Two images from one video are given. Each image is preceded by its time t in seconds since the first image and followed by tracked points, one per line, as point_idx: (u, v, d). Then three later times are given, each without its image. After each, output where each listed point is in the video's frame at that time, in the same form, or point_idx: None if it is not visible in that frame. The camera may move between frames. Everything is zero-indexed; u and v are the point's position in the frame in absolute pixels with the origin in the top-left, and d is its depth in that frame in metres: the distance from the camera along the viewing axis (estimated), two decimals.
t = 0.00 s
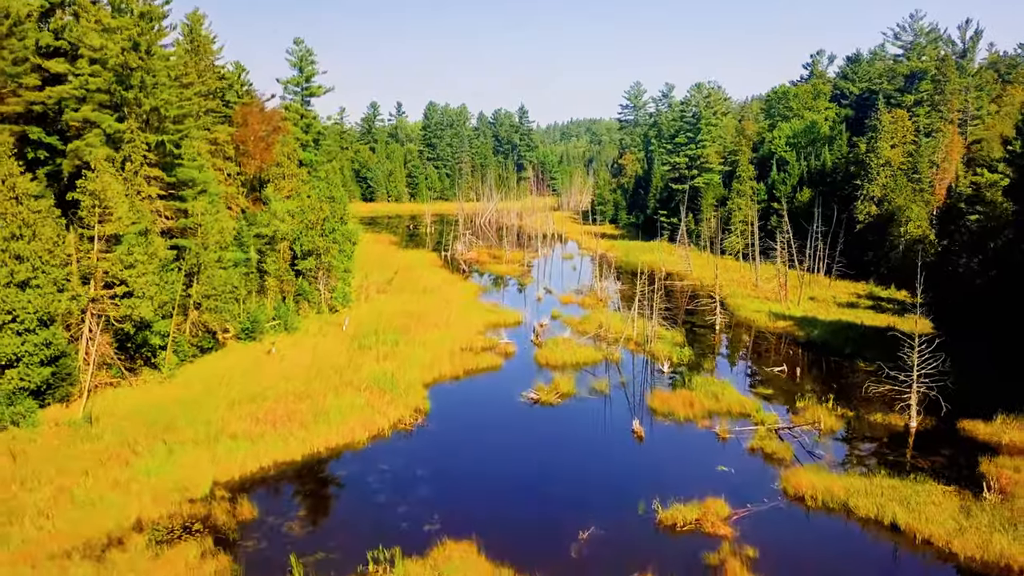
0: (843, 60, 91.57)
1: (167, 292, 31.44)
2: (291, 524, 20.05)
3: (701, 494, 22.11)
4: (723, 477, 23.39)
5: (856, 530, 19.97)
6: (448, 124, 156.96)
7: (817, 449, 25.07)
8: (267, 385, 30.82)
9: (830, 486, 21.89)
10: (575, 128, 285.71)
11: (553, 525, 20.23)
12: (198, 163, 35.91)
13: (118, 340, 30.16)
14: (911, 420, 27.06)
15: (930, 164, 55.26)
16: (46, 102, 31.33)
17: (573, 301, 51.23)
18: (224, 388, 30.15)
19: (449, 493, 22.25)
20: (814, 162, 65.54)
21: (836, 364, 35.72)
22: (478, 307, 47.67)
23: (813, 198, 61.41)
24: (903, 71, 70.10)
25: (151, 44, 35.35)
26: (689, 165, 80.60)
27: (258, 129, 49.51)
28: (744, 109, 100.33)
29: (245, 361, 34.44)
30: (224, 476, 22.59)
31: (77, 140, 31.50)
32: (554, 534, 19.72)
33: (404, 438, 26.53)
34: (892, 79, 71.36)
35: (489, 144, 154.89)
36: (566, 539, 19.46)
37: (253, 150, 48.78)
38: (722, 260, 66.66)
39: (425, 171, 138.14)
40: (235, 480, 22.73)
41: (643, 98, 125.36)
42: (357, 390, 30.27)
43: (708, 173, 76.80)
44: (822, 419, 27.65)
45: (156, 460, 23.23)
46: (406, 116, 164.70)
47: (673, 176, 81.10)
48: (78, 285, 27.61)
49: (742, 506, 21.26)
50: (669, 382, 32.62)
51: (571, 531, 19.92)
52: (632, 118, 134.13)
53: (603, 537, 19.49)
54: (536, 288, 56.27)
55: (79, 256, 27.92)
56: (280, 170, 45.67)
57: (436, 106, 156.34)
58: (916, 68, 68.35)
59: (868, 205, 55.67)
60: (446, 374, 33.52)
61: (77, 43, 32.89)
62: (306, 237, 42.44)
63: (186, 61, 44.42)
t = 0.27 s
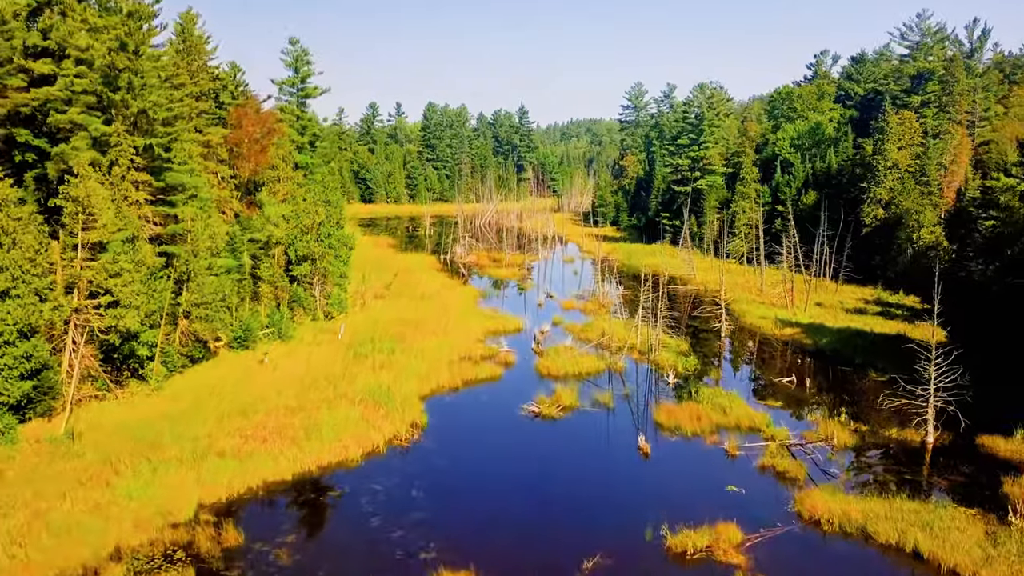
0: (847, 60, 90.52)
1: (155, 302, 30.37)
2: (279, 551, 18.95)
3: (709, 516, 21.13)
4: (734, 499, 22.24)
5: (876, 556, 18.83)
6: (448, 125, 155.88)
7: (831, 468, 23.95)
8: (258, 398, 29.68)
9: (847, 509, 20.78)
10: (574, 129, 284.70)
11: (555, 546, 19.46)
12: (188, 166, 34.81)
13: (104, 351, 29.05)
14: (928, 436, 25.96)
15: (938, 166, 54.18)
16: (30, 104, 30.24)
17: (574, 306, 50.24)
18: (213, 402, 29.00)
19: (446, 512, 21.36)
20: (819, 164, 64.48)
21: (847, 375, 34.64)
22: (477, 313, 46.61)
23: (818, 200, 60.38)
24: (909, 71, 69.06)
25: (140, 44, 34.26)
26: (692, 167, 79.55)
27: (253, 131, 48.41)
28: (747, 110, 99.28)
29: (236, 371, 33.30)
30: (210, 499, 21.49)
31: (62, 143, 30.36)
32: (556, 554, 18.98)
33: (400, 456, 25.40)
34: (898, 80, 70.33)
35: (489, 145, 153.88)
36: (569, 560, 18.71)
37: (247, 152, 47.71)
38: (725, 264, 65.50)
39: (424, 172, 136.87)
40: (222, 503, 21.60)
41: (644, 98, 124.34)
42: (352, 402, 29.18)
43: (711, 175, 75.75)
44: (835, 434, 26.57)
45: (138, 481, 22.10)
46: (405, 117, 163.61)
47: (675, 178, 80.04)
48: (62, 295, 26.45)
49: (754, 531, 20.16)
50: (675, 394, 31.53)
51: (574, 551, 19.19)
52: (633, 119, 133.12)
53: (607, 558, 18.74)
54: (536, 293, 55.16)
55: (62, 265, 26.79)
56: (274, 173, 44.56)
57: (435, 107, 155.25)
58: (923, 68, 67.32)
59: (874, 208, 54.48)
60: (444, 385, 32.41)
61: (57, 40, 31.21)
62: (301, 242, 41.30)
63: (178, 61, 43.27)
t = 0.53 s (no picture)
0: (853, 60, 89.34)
1: (140, 314, 29.08)
2: None
3: (719, 541, 20.14)
4: (749, 526, 20.96)
5: None
6: (448, 125, 154.77)
7: (850, 492, 22.66)
8: (247, 414, 28.44)
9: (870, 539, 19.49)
10: (575, 129, 283.70)
11: (556, 559, 19.21)
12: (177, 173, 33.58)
13: (85, 366, 27.76)
14: (951, 457, 24.65)
15: (948, 168, 52.80)
16: (10, 107, 28.93)
17: (576, 313, 49.07)
18: (200, 418, 27.75)
19: (442, 530, 20.71)
20: (825, 167, 63.28)
21: (860, 387, 33.40)
22: (477, 321, 45.37)
23: (824, 204, 59.29)
24: (917, 72, 67.82)
25: (126, 45, 32.98)
26: (694, 169, 78.37)
27: (246, 134, 47.16)
28: (751, 111, 98.11)
29: (226, 384, 32.06)
30: (192, 528, 20.24)
31: (44, 148, 29.11)
32: (557, 568, 18.71)
33: (395, 478, 24.12)
34: (905, 81, 69.20)
35: (489, 146, 152.77)
36: None
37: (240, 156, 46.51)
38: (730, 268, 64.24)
39: (423, 173, 135.67)
40: (204, 532, 20.36)
41: (646, 99, 123.17)
42: (345, 419, 27.91)
43: (714, 177, 74.61)
44: (852, 454, 25.29)
45: (115, 508, 20.84)
46: (404, 117, 162.46)
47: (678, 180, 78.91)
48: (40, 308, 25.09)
49: (773, 563, 18.91)
50: (683, 410, 30.23)
51: (575, 564, 18.95)
52: (635, 120, 131.96)
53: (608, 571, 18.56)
54: (537, 299, 53.93)
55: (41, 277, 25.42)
56: (268, 177, 43.29)
57: (435, 107, 154.18)
58: (931, 68, 66.10)
59: (883, 212, 53.20)
60: (442, 399, 31.18)
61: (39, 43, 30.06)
62: (295, 248, 40.07)
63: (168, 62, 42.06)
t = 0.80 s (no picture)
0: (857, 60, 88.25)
1: (126, 325, 28.08)
2: None
3: (724, 557, 19.70)
4: (762, 552, 19.87)
5: None
6: (448, 126, 153.76)
7: (868, 515, 21.51)
8: (237, 429, 27.34)
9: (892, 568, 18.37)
10: (575, 129, 282.64)
11: (553, 560, 19.57)
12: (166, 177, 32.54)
13: (68, 379, 26.76)
14: (973, 477, 23.54)
15: (958, 171, 51.59)
16: None
17: (578, 318, 48.07)
18: (187, 433, 26.67)
19: (436, 539, 20.52)
20: (831, 169, 62.25)
21: (872, 400, 32.29)
22: (476, 327, 44.31)
23: (830, 207, 58.31)
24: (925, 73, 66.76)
25: (114, 45, 31.85)
26: (697, 170, 77.33)
27: (241, 137, 46.10)
28: (754, 112, 97.09)
29: (216, 396, 30.96)
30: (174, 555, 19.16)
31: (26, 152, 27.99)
32: (554, 568, 19.11)
33: (389, 499, 23.02)
34: (912, 81, 68.15)
35: (489, 147, 151.75)
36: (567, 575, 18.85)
37: (236, 161, 45.55)
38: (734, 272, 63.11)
39: (423, 174, 134.58)
40: (187, 559, 19.28)
41: (648, 99, 122.12)
42: (338, 434, 26.84)
43: (717, 179, 73.58)
44: (868, 472, 24.17)
45: (93, 533, 19.76)
46: (404, 118, 161.49)
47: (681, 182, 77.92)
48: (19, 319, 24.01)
49: None
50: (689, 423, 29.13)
51: (572, 564, 19.37)
52: (636, 121, 130.97)
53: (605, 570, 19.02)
54: (538, 305, 52.83)
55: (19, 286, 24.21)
56: (262, 180, 42.25)
57: (435, 108, 153.25)
58: (939, 69, 65.03)
59: (890, 215, 52.18)
60: (440, 412, 30.08)
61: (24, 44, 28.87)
62: (289, 254, 38.98)
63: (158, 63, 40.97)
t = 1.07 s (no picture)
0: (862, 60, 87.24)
1: (111, 336, 26.96)
2: None
3: (724, 556, 20.05)
4: None
5: None
6: (447, 127, 152.69)
7: (888, 541, 20.39)
8: (225, 445, 26.25)
9: None
10: (575, 130, 281.63)
11: (555, 559, 20.01)
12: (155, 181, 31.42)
13: (49, 394, 25.58)
14: (996, 498, 22.46)
15: (967, 173, 50.35)
16: None
17: (580, 325, 47.07)
18: (174, 450, 25.56)
19: (439, 541, 20.87)
20: (837, 171, 61.23)
21: (885, 413, 31.21)
22: (475, 335, 43.24)
23: (835, 210, 57.33)
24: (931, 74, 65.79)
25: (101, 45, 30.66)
26: (700, 172, 76.27)
27: (234, 139, 45.00)
28: (757, 113, 96.10)
29: (205, 409, 29.84)
30: None
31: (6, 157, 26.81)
32: (557, 567, 19.59)
33: (383, 522, 21.91)
34: (919, 82, 67.14)
35: (489, 148, 150.74)
36: (570, 574, 19.32)
37: (230, 165, 44.52)
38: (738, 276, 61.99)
39: (422, 175, 133.44)
40: None
41: (649, 100, 121.12)
42: (331, 451, 25.73)
43: (720, 181, 72.52)
44: (886, 493, 23.05)
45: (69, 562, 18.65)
46: (403, 119, 160.40)
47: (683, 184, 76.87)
48: None
49: None
50: (696, 439, 28.07)
51: (575, 563, 19.85)
52: (638, 122, 130.03)
53: (608, 569, 19.52)
54: (539, 311, 51.74)
55: None
56: (256, 184, 41.17)
57: (435, 109, 152.28)
58: (946, 70, 64.03)
59: (898, 219, 51.23)
60: (437, 427, 29.00)
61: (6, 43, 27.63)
62: (283, 260, 37.90)
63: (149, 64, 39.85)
